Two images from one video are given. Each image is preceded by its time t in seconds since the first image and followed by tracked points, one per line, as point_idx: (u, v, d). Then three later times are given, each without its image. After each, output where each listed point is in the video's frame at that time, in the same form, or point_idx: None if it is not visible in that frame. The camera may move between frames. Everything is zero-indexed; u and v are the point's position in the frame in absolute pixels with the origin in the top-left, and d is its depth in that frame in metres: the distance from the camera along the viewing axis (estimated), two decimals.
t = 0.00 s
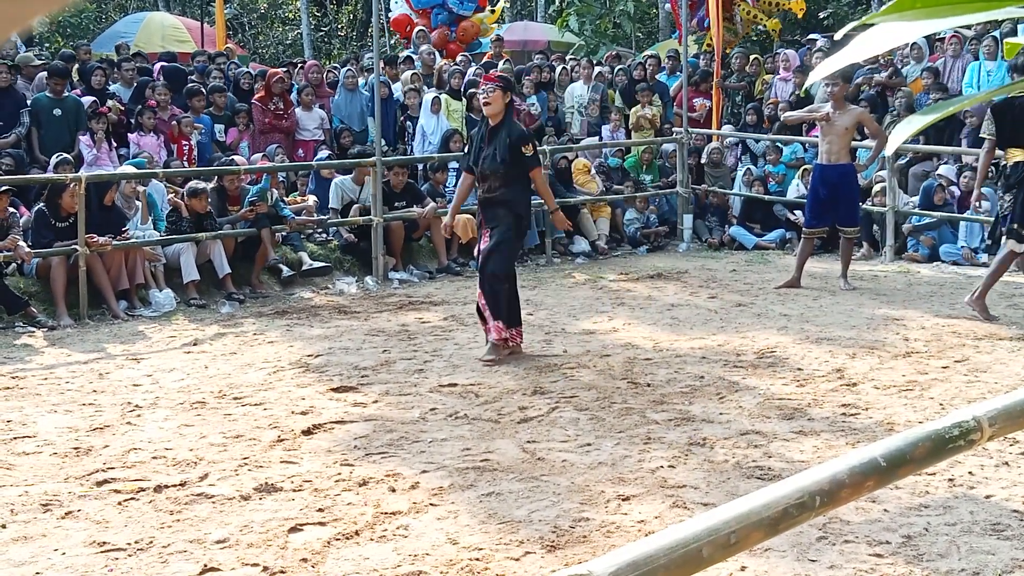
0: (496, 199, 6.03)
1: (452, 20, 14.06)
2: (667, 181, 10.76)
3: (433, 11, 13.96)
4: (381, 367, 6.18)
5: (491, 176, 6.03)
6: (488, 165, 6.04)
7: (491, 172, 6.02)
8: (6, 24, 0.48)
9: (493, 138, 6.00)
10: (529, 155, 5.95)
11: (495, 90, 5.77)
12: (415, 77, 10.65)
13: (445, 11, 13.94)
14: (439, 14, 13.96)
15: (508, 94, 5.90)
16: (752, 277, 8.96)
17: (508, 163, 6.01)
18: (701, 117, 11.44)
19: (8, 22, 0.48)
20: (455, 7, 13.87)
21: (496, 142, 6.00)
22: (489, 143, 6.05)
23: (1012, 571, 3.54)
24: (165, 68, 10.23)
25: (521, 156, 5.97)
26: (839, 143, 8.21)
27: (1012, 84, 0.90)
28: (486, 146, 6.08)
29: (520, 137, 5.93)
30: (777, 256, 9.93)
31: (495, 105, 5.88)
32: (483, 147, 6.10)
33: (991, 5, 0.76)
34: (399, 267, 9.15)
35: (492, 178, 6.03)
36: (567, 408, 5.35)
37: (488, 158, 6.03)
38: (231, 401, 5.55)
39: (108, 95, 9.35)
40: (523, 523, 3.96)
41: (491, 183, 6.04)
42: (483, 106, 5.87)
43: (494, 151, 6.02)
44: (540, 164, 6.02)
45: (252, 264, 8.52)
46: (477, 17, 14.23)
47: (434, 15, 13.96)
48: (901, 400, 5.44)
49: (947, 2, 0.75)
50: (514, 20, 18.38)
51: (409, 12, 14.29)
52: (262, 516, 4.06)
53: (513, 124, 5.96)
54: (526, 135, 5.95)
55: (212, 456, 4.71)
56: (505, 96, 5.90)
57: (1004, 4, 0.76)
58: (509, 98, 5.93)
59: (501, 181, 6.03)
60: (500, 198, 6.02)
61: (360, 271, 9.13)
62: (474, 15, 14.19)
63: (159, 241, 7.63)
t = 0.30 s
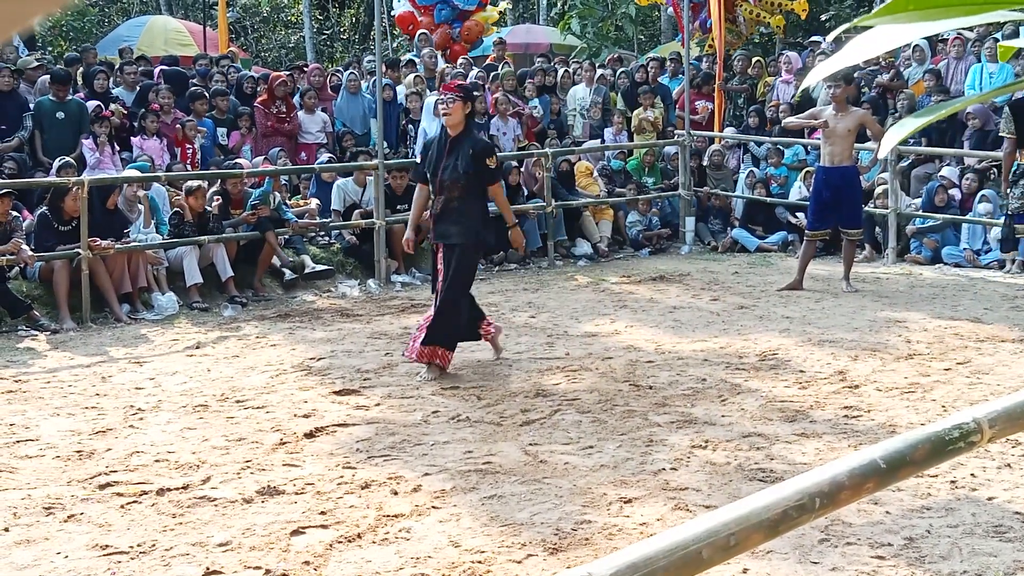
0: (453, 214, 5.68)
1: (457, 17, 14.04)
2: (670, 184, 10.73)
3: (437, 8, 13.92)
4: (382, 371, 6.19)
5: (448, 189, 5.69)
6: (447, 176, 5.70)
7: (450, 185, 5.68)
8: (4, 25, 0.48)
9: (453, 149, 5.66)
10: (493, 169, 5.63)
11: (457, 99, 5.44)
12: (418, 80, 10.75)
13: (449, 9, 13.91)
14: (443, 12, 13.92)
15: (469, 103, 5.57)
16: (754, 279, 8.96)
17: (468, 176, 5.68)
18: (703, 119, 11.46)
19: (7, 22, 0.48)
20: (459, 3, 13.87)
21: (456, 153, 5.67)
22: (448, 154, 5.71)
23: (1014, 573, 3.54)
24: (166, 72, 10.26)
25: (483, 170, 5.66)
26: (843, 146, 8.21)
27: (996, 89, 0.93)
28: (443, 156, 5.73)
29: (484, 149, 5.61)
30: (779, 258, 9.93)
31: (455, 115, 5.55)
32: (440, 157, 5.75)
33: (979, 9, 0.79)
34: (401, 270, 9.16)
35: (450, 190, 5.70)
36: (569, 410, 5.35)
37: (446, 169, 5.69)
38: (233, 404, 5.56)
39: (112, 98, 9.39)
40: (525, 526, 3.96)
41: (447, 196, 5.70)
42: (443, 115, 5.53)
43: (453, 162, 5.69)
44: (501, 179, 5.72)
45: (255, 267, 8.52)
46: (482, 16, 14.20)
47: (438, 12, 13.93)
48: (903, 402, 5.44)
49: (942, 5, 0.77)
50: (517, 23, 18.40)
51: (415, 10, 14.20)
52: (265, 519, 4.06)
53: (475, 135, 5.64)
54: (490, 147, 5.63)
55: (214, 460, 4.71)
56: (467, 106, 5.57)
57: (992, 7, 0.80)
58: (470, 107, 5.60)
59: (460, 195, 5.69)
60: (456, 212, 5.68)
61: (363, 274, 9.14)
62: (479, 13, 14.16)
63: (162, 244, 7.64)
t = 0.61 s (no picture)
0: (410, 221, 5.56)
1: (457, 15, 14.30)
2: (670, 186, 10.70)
3: (440, 7, 14.18)
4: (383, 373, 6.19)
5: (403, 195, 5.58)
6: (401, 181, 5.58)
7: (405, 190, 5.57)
8: (5, 26, 0.49)
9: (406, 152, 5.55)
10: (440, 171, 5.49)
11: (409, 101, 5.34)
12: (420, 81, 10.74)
13: (451, 7, 14.21)
14: (444, 10, 14.18)
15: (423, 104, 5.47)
16: (754, 281, 8.96)
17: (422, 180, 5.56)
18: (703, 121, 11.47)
19: (7, 24, 0.49)
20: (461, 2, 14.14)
21: (409, 157, 5.56)
22: (402, 157, 5.60)
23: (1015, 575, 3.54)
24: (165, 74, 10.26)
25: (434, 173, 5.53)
26: (843, 147, 8.21)
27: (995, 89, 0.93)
28: (398, 161, 5.62)
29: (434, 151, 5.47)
30: (779, 260, 9.93)
31: (410, 117, 5.45)
32: (395, 161, 5.65)
33: (972, 11, 0.79)
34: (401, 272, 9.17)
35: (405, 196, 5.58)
36: (569, 412, 5.35)
37: (401, 174, 5.58)
38: (234, 407, 5.56)
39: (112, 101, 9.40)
40: (525, 528, 3.96)
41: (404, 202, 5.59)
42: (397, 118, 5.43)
43: (407, 166, 5.58)
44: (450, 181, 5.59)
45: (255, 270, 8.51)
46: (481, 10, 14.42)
47: (440, 11, 14.19)
48: (903, 404, 5.44)
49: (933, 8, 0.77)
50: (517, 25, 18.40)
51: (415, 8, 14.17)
52: (265, 521, 4.06)
53: (428, 137, 5.52)
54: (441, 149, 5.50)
55: (215, 462, 4.72)
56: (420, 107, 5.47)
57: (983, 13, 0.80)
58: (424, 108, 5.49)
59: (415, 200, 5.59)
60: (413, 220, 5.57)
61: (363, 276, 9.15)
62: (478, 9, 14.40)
63: (162, 246, 7.65)
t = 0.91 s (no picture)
0: (352, 227, 5.29)
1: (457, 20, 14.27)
2: (669, 186, 10.73)
3: (442, 13, 14.08)
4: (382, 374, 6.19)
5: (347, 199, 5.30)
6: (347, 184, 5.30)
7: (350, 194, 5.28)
8: (6, 22, 0.48)
9: (350, 153, 5.28)
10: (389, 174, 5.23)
11: (356, 100, 5.09)
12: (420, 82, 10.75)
13: (454, 14, 14.13)
14: (445, 16, 14.12)
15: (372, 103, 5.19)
16: (754, 281, 8.96)
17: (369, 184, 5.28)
18: (702, 122, 11.48)
19: (10, 21, 0.48)
20: (463, 7, 14.10)
21: (355, 159, 5.28)
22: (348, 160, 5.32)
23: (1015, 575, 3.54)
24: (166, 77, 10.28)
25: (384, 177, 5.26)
26: (842, 147, 8.20)
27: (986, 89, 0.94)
28: (343, 162, 5.34)
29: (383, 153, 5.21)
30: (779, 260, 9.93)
31: (356, 117, 5.17)
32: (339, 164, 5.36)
33: (964, 12, 0.79)
34: (401, 273, 9.18)
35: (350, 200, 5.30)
36: (569, 413, 5.36)
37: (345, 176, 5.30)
38: (233, 408, 5.56)
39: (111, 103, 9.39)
40: (525, 528, 3.96)
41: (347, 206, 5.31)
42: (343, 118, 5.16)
43: (351, 168, 5.30)
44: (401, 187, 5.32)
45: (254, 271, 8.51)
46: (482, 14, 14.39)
47: (441, 18, 14.11)
48: (903, 404, 5.44)
49: (922, 8, 0.78)
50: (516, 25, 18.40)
51: (417, 15, 14.06)
52: (265, 523, 4.06)
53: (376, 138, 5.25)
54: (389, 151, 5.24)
55: (215, 463, 4.71)
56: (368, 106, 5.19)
57: (979, 10, 0.80)
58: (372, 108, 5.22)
59: (358, 205, 5.30)
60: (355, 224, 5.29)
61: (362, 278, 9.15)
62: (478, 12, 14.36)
63: (161, 248, 7.65)
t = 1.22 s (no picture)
0: (314, 236, 5.02)
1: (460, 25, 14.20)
2: (669, 186, 10.73)
3: (444, 20, 14.01)
4: (382, 374, 6.19)
5: (308, 208, 5.03)
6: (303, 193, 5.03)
7: (311, 203, 5.02)
8: (5, 22, 0.48)
9: (308, 161, 5.02)
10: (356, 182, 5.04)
11: (315, 105, 4.85)
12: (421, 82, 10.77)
13: (456, 20, 14.03)
14: (447, 22, 14.06)
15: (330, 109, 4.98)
16: (754, 281, 8.96)
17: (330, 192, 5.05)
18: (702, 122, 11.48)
19: (4, 21, 0.48)
20: (466, 15, 14.01)
21: (314, 166, 5.02)
22: (305, 168, 5.04)
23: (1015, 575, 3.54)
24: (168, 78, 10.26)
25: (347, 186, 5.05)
26: (842, 147, 8.20)
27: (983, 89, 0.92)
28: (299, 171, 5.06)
29: (347, 160, 5.00)
30: (779, 260, 9.92)
31: (315, 122, 4.93)
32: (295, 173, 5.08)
33: (963, 12, 0.78)
34: (401, 273, 9.17)
35: (308, 209, 5.03)
36: (569, 413, 5.36)
37: (305, 185, 5.02)
38: (233, 408, 5.56)
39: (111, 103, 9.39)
40: (524, 529, 3.96)
41: (308, 216, 5.04)
42: (303, 123, 4.90)
43: (309, 176, 5.03)
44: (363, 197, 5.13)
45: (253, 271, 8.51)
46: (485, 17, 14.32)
47: (444, 24, 14.06)
48: (903, 404, 5.44)
49: (921, 7, 0.76)
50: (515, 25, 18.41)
51: (419, 21, 14.04)
52: (265, 523, 4.06)
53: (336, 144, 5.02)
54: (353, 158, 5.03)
55: (215, 464, 4.71)
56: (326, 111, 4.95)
57: (977, 10, 0.78)
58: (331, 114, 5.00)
59: (317, 215, 5.04)
60: (319, 233, 5.03)
61: (362, 278, 9.14)
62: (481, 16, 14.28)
63: (161, 248, 7.65)
